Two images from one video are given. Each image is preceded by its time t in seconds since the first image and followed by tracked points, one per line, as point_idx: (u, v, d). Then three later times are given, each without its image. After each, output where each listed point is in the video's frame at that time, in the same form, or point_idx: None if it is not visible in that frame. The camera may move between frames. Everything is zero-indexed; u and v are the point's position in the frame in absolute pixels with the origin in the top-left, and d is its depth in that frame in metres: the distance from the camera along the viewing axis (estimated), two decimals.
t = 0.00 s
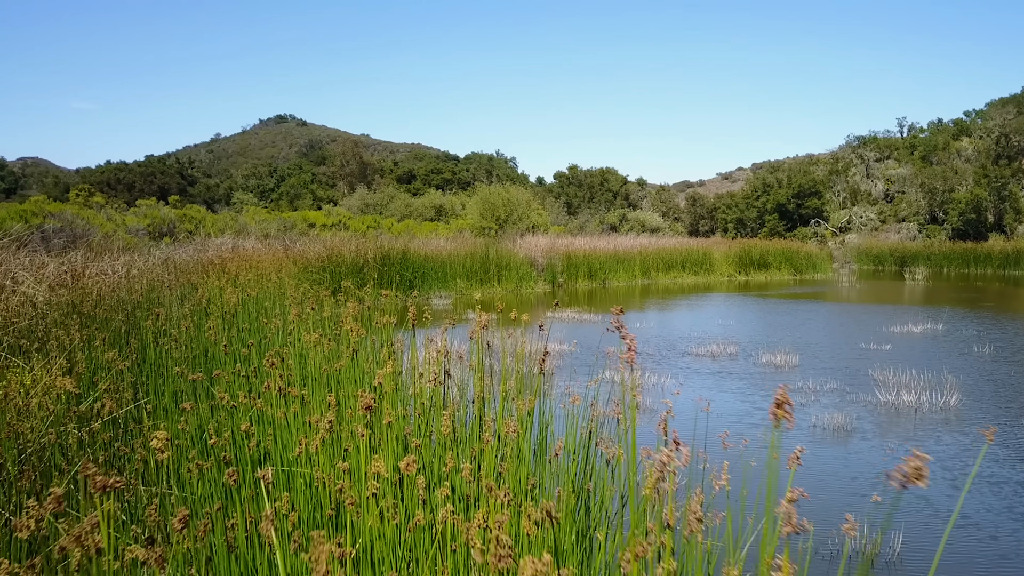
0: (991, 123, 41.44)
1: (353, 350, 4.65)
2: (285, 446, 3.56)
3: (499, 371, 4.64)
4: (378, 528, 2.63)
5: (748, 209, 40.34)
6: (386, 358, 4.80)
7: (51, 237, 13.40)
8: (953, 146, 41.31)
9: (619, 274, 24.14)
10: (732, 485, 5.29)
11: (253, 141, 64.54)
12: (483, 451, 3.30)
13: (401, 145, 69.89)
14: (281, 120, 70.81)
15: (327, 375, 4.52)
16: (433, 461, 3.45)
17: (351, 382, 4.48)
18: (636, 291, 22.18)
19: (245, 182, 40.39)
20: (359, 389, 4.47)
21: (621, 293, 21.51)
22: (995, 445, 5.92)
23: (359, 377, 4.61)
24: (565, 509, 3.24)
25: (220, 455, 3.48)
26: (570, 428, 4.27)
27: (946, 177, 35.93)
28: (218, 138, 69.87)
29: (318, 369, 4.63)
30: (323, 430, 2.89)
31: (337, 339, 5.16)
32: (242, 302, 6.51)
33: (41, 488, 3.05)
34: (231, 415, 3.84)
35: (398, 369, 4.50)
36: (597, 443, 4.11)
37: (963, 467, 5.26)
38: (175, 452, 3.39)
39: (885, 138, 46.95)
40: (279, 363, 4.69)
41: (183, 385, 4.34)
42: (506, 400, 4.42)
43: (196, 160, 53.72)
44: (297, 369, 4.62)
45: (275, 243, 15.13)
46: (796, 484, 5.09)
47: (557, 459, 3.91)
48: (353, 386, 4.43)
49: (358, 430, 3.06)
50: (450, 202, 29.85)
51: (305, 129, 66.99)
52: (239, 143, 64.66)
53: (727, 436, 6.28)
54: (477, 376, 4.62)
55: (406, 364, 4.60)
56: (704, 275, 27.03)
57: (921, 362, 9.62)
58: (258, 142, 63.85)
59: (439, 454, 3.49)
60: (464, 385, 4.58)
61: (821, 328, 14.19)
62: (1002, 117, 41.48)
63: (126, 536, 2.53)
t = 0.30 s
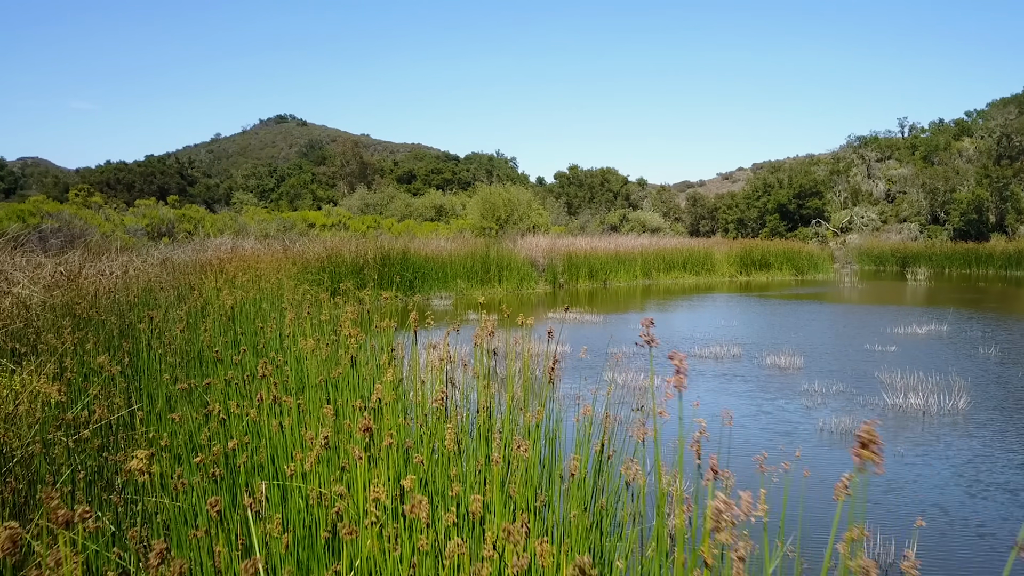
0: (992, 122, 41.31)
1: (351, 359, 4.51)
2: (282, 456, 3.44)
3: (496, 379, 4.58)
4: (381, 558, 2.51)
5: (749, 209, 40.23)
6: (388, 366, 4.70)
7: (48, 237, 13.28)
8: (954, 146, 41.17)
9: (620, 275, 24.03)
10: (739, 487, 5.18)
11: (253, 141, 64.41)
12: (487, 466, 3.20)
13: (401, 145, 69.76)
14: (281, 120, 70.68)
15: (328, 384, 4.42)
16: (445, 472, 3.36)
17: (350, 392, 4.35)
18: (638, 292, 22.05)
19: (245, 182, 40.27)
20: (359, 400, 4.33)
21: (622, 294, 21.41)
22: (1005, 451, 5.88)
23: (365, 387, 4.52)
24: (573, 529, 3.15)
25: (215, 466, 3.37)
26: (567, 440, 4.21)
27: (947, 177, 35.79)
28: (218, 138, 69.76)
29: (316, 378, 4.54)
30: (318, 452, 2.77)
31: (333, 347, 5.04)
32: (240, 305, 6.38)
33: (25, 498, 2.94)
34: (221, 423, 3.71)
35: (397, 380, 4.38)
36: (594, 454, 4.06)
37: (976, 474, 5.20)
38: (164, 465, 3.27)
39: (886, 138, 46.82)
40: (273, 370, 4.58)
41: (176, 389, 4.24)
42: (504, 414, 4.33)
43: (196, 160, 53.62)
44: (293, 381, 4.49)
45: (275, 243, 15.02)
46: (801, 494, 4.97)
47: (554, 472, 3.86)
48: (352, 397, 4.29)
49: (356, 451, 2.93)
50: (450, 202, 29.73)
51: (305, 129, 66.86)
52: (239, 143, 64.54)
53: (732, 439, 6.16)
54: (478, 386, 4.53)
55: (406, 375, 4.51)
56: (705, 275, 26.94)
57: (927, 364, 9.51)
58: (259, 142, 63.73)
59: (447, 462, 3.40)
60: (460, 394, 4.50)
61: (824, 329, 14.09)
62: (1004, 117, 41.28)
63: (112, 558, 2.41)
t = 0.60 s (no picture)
0: (994, 121, 41.14)
1: (350, 367, 4.40)
2: (279, 468, 3.32)
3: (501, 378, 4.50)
4: None
5: (749, 210, 40.15)
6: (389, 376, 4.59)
7: (47, 237, 13.21)
8: (955, 147, 41.04)
9: (621, 275, 23.93)
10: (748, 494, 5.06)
11: (253, 141, 64.34)
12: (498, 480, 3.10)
13: (401, 145, 69.70)
14: (281, 120, 70.60)
15: (327, 393, 4.31)
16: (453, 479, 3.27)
17: (350, 400, 4.23)
18: (638, 292, 21.95)
19: (245, 182, 40.16)
20: (359, 410, 4.21)
21: (623, 295, 21.34)
22: (1013, 456, 5.83)
23: (367, 398, 4.41)
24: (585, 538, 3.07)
25: (208, 478, 3.25)
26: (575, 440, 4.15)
27: (948, 178, 35.64)
28: (218, 138, 69.69)
29: (315, 389, 4.44)
30: (313, 472, 2.65)
31: (332, 354, 4.94)
32: (237, 307, 6.27)
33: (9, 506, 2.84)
34: (216, 435, 3.60)
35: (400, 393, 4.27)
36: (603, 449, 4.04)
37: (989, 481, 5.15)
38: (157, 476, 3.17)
39: (886, 138, 46.77)
40: (270, 376, 4.48)
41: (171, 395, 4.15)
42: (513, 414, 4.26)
43: (196, 160, 53.58)
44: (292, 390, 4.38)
45: (275, 243, 14.94)
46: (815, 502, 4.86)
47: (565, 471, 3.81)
48: (351, 408, 4.17)
49: (355, 469, 2.82)
50: (450, 203, 29.64)
51: (305, 129, 66.79)
52: (239, 143, 64.47)
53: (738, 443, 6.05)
54: (481, 390, 4.43)
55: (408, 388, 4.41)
56: (706, 276, 26.85)
57: (934, 367, 9.40)
58: (259, 142, 63.63)
59: (455, 472, 3.30)
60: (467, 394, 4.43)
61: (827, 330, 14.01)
62: (1005, 117, 41.08)
63: None
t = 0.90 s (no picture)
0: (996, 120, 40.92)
1: (350, 374, 4.27)
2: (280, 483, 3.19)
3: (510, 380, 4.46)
4: None
5: (750, 210, 40.04)
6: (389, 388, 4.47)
7: (45, 237, 13.10)
8: (957, 147, 40.88)
9: (623, 276, 23.82)
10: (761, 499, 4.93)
11: (253, 141, 64.24)
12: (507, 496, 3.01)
13: (401, 145, 69.58)
14: (281, 120, 70.50)
15: (326, 404, 4.17)
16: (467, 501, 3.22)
17: (352, 409, 4.10)
18: (640, 293, 21.81)
19: (245, 182, 40.06)
20: (361, 421, 4.07)
21: (625, 295, 21.26)
22: None
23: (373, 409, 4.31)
24: (608, 551, 2.95)
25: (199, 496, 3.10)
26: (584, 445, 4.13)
27: (950, 178, 35.35)
28: (219, 138, 69.62)
29: (313, 398, 4.30)
30: (311, 494, 2.48)
31: (329, 360, 4.81)
32: (233, 310, 6.13)
33: None
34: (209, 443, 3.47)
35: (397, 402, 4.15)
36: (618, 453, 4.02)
37: (1002, 488, 5.05)
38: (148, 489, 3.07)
39: (888, 138, 46.63)
40: (266, 385, 4.33)
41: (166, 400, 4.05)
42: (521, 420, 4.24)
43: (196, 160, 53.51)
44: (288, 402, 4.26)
45: (275, 243, 14.84)
46: (832, 513, 4.77)
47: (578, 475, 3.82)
48: (353, 419, 4.02)
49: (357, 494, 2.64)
50: (451, 203, 29.51)
51: (305, 129, 66.73)
52: (239, 143, 64.39)
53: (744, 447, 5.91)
54: (488, 397, 4.32)
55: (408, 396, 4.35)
56: (707, 276, 26.72)
57: (941, 368, 9.29)
58: (259, 142, 63.51)
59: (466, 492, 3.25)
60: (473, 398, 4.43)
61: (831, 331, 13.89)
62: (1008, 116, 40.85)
63: None
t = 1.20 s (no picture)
0: (997, 120, 40.81)
1: (351, 381, 4.15)
2: (280, 496, 3.09)
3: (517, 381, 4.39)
4: None
5: (751, 210, 39.93)
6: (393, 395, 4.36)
7: (42, 237, 13.00)
8: (958, 147, 40.76)
9: (624, 276, 23.73)
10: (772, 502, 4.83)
11: (253, 141, 64.12)
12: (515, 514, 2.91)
13: (401, 145, 69.42)
14: (281, 120, 70.38)
15: (325, 416, 4.08)
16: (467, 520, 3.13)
17: (354, 417, 3.99)
18: (641, 293, 21.72)
19: (245, 182, 39.96)
20: (364, 432, 3.96)
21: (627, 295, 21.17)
22: None
23: (376, 417, 4.22)
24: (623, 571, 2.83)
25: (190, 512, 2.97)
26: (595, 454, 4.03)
27: (951, 178, 35.21)
28: (219, 138, 69.49)
29: (312, 406, 4.20)
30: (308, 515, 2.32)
31: (329, 365, 4.71)
32: (232, 312, 6.02)
33: None
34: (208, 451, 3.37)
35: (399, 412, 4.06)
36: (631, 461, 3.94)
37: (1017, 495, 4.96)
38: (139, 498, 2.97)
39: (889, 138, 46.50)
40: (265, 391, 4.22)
41: (162, 407, 3.96)
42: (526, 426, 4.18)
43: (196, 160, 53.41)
44: (289, 411, 4.16)
45: (274, 244, 14.74)
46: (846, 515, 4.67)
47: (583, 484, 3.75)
48: (353, 427, 3.91)
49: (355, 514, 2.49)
50: (451, 203, 29.41)
51: (305, 129, 66.64)
52: (239, 143, 64.28)
53: (752, 450, 5.81)
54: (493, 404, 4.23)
55: (410, 405, 4.28)
56: (708, 276, 26.63)
57: (947, 370, 9.19)
58: (259, 142, 63.41)
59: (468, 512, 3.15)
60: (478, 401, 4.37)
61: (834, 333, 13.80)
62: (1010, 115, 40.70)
63: None
